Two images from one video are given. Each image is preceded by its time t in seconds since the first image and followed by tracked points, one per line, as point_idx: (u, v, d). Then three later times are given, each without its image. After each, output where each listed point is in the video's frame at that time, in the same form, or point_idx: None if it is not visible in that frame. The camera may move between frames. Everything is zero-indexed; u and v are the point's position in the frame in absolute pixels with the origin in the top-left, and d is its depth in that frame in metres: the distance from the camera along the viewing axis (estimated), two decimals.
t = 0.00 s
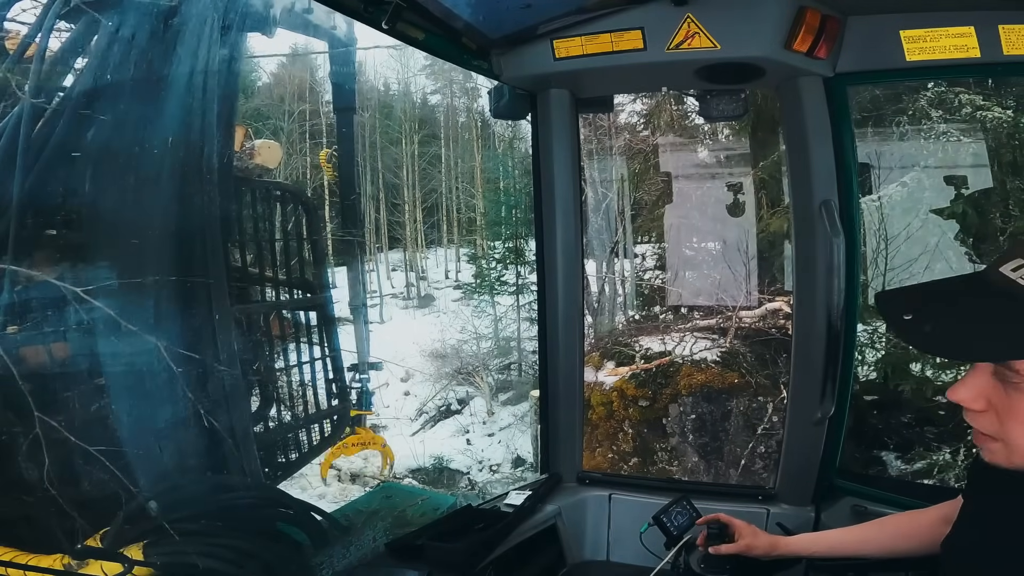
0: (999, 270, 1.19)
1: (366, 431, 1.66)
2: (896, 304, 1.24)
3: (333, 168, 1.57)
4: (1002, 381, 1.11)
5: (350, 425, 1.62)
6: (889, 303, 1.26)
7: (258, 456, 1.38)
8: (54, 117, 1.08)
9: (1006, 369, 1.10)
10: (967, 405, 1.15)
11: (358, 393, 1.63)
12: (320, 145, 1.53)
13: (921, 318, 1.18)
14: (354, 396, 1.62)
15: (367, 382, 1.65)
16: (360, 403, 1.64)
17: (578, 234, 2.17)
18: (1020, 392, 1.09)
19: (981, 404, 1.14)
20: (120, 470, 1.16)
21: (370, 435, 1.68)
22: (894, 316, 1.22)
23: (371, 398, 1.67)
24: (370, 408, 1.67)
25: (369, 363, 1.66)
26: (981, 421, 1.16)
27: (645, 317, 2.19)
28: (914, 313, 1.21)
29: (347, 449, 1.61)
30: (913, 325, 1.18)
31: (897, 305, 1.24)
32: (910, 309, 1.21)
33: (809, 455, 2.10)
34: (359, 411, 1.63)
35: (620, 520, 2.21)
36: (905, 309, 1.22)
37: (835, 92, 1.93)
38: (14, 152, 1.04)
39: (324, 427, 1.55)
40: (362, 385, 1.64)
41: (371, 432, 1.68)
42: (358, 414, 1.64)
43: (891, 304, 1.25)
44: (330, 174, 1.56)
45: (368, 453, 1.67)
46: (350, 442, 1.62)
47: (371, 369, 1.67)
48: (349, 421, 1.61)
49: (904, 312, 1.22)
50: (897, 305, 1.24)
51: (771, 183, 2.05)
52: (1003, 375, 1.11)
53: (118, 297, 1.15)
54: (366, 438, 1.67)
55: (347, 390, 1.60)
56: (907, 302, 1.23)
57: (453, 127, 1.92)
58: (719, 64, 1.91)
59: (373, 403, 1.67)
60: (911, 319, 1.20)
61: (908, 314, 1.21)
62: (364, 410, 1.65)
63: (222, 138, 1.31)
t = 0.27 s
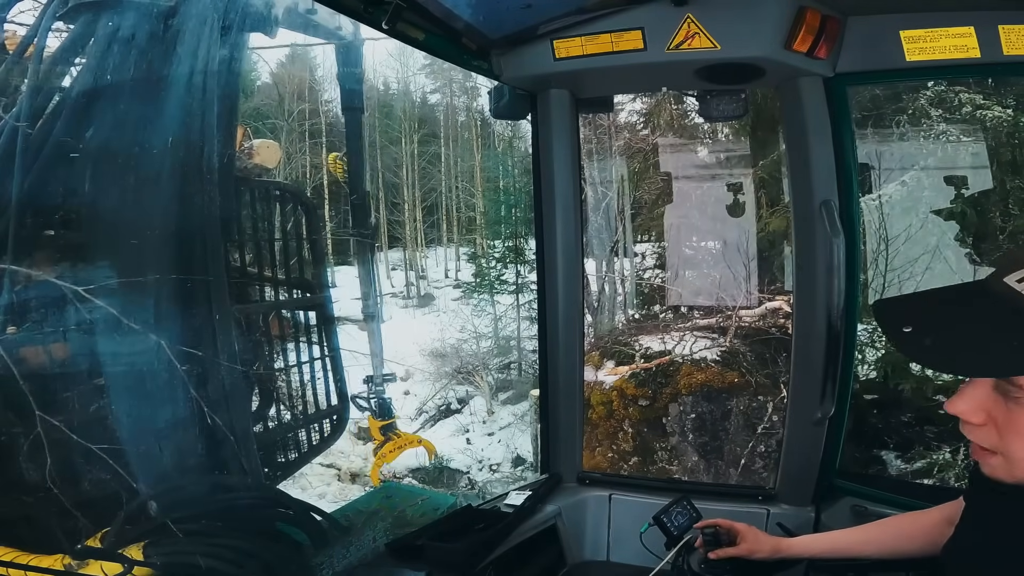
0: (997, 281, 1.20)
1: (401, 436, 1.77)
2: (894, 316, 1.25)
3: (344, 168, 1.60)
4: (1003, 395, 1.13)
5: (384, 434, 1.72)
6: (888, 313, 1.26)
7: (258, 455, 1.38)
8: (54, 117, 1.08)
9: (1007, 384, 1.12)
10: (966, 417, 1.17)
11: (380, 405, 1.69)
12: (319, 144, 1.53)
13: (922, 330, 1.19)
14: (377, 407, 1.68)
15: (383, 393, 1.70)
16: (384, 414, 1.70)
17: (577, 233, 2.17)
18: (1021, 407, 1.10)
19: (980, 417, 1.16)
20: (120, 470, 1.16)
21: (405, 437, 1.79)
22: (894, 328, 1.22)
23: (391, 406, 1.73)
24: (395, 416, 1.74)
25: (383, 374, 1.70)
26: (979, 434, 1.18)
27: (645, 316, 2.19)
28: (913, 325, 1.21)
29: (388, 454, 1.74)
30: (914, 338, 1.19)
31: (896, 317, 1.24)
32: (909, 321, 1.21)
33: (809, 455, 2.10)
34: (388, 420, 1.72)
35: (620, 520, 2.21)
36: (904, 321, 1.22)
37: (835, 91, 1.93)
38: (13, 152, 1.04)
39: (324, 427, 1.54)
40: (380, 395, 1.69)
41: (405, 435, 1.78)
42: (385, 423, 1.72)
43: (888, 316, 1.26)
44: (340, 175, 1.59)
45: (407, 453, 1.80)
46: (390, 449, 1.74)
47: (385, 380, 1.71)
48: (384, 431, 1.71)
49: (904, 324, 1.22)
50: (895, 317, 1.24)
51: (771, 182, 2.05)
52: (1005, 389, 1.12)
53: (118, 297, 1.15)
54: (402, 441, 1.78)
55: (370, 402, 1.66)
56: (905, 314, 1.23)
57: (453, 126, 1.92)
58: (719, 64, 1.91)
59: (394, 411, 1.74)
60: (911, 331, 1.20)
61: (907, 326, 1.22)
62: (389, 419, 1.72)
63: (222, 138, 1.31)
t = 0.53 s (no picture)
0: (974, 293, 1.15)
1: (416, 426, 1.82)
2: (868, 332, 1.26)
3: (352, 168, 1.63)
4: (978, 410, 1.16)
5: (401, 426, 1.76)
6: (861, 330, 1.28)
7: (258, 455, 1.38)
8: (53, 118, 1.09)
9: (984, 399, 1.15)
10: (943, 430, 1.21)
11: (391, 398, 1.73)
12: (319, 142, 1.54)
13: (895, 349, 1.21)
14: (388, 400, 1.72)
15: (394, 386, 1.74)
16: (397, 407, 1.75)
17: (577, 232, 2.17)
18: (998, 423, 1.14)
19: (958, 430, 1.19)
20: (119, 469, 1.16)
21: (421, 426, 1.85)
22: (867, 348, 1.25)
23: (402, 399, 1.77)
24: (408, 408, 1.79)
25: (394, 368, 1.74)
26: (957, 445, 1.22)
27: (645, 315, 2.19)
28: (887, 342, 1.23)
29: (406, 445, 1.79)
30: (888, 358, 1.21)
31: (868, 334, 1.26)
32: (882, 340, 1.23)
33: (809, 455, 2.09)
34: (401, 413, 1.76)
35: (620, 519, 2.20)
36: (878, 339, 1.24)
37: (835, 91, 1.93)
38: (13, 154, 1.05)
39: (324, 427, 1.54)
40: (391, 388, 1.74)
41: (420, 424, 1.84)
42: (400, 415, 1.76)
43: (865, 333, 1.27)
44: (350, 176, 1.62)
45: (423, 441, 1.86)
46: (408, 439, 1.80)
47: (396, 374, 1.75)
48: (401, 423, 1.76)
49: (878, 342, 1.24)
50: (869, 333, 1.26)
51: (771, 180, 2.05)
52: (980, 405, 1.16)
53: (119, 298, 1.15)
54: (418, 431, 1.83)
55: (381, 395, 1.70)
56: (881, 330, 1.24)
57: (453, 125, 1.92)
58: (719, 64, 1.91)
59: (405, 403, 1.78)
60: (884, 351, 1.22)
61: (881, 344, 1.24)
62: (402, 411, 1.77)
63: (222, 138, 1.31)
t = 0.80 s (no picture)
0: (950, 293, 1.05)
1: (389, 454, 1.74)
2: (851, 330, 1.14)
3: (339, 195, 1.58)
4: (954, 405, 1.05)
5: (374, 451, 1.69)
6: (844, 329, 1.15)
7: (259, 456, 1.38)
8: (53, 119, 1.09)
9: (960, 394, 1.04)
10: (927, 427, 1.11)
11: (372, 422, 1.67)
12: (320, 144, 1.53)
13: (873, 346, 1.07)
14: (368, 424, 1.66)
15: (377, 412, 1.69)
16: (375, 431, 1.68)
17: (578, 234, 2.17)
18: (975, 420, 1.03)
19: (935, 423, 1.09)
20: (120, 470, 1.16)
21: (394, 455, 1.76)
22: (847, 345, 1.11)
23: (383, 426, 1.71)
24: (386, 435, 1.72)
25: (377, 393, 1.68)
26: (937, 441, 1.11)
27: (645, 317, 2.19)
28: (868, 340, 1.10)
29: (376, 471, 1.71)
30: (864, 356, 1.08)
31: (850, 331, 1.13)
32: (862, 337, 1.10)
33: (809, 455, 2.10)
34: (377, 438, 1.69)
35: (620, 520, 2.21)
36: (858, 336, 1.11)
37: (835, 91, 1.93)
38: (9, 156, 1.04)
39: (324, 427, 1.54)
40: (374, 414, 1.68)
41: (394, 454, 1.76)
42: (375, 440, 1.69)
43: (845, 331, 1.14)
44: (335, 202, 1.57)
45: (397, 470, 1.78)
46: (378, 467, 1.71)
47: (380, 400, 1.69)
48: (374, 449, 1.69)
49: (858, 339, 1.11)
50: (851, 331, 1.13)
51: (771, 181, 2.05)
52: (956, 400, 1.05)
53: (119, 298, 1.15)
54: (390, 460, 1.75)
55: (361, 418, 1.64)
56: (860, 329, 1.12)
57: (453, 126, 1.92)
58: (719, 64, 1.91)
59: (386, 430, 1.72)
60: (863, 348, 1.09)
61: (860, 342, 1.10)
62: (379, 437, 1.70)
63: (223, 138, 1.30)
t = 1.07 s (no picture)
0: (957, 285, 1.12)
1: (391, 457, 1.75)
2: (859, 321, 1.17)
3: (347, 197, 1.61)
4: (967, 397, 1.07)
5: (378, 454, 1.71)
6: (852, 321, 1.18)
7: (258, 456, 1.38)
8: (52, 120, 1.09)
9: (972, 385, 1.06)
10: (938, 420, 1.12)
11: (381, 425, 1.70)
12: (320, 144, 1.54)
13: (885, 335, 1.11)
14: (377, 427, 1.69)
15: (385, 415, 1.72)
16: (382, 433, 1.71)
17: (578, 236, 2.17)
18: (988, 410, 1.04)
19: (947, 419, 1.10)
20: (119, 470, 1.16)
21: (395, 459, 1.77)
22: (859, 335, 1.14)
23: (390, 430, 1.74)
24: (392, 437, 1.75)
25: (386, 396, 1.71)
26: (949, 437, 1.12)
27: (645, 317, 2.19)
28: (879, 330, 1.13)
29: (377, 475, 1.71)
30: (877, 344, 1.11)
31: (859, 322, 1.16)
32: (873, 326, 1.14)
33: (809, 455, 2.10)
34: (384, 441, 1.72)
35: (620, 520, 2.20)
36: (868, 326, 1.14)
37: (835, 91, 1.93)
38: (8, 156, 1.05)
39: (323, 427, 1.54)
40: (383, 416, 1.71)
41: (396, 457, 1.77)
42: (381, 443, 1.72)
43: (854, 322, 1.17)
44: (344, 204, 1.60)
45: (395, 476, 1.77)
46: (379, 470, 1.72)
47: (389, 403, 1.72)
48: (379, 451, 1.71)
49: (869, 329, 1.14)
50: (859, 322, 1.16)
51: (770, 182, 2.05)
52: (968, 391, 1.06)
53: (119, 298, 1.15)
54: (391, 464, 1.76)
55: (370, 420, 1.67)
56: (869, 319, 1.16)
57: (453, 126, 1.92)
58: (719, 65, 1.91)
59: (393, 432, 1.75)
60: (874, 337, 1.12)
61: (872, 331, 1.14)
62: (386, 440, 1.73)
63: (223, 138, 1.31)
